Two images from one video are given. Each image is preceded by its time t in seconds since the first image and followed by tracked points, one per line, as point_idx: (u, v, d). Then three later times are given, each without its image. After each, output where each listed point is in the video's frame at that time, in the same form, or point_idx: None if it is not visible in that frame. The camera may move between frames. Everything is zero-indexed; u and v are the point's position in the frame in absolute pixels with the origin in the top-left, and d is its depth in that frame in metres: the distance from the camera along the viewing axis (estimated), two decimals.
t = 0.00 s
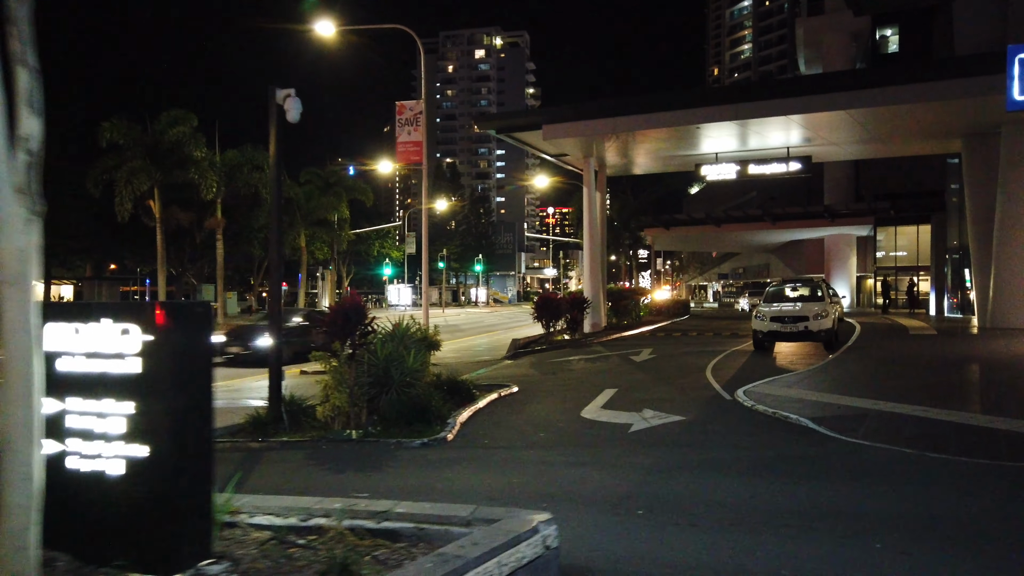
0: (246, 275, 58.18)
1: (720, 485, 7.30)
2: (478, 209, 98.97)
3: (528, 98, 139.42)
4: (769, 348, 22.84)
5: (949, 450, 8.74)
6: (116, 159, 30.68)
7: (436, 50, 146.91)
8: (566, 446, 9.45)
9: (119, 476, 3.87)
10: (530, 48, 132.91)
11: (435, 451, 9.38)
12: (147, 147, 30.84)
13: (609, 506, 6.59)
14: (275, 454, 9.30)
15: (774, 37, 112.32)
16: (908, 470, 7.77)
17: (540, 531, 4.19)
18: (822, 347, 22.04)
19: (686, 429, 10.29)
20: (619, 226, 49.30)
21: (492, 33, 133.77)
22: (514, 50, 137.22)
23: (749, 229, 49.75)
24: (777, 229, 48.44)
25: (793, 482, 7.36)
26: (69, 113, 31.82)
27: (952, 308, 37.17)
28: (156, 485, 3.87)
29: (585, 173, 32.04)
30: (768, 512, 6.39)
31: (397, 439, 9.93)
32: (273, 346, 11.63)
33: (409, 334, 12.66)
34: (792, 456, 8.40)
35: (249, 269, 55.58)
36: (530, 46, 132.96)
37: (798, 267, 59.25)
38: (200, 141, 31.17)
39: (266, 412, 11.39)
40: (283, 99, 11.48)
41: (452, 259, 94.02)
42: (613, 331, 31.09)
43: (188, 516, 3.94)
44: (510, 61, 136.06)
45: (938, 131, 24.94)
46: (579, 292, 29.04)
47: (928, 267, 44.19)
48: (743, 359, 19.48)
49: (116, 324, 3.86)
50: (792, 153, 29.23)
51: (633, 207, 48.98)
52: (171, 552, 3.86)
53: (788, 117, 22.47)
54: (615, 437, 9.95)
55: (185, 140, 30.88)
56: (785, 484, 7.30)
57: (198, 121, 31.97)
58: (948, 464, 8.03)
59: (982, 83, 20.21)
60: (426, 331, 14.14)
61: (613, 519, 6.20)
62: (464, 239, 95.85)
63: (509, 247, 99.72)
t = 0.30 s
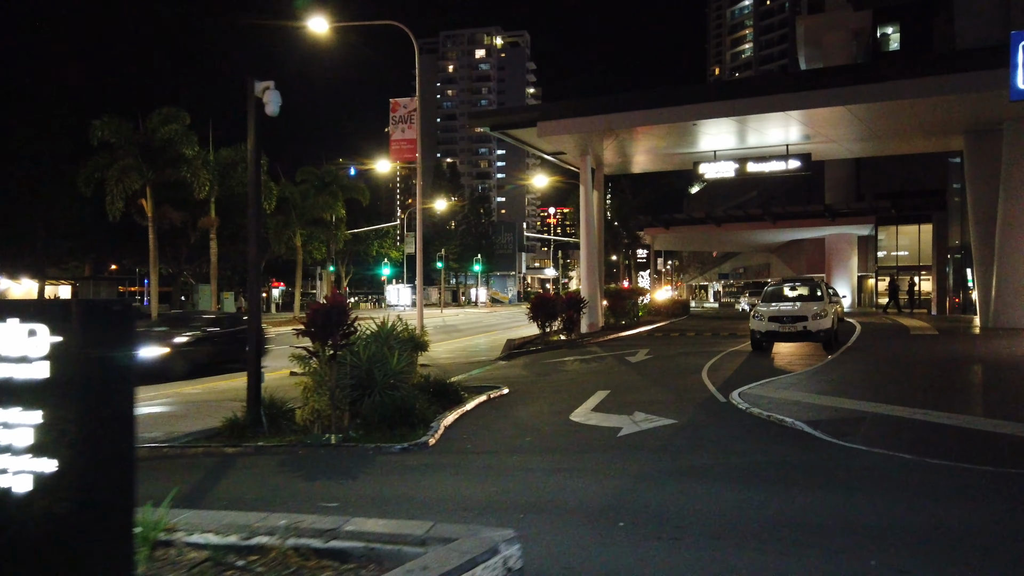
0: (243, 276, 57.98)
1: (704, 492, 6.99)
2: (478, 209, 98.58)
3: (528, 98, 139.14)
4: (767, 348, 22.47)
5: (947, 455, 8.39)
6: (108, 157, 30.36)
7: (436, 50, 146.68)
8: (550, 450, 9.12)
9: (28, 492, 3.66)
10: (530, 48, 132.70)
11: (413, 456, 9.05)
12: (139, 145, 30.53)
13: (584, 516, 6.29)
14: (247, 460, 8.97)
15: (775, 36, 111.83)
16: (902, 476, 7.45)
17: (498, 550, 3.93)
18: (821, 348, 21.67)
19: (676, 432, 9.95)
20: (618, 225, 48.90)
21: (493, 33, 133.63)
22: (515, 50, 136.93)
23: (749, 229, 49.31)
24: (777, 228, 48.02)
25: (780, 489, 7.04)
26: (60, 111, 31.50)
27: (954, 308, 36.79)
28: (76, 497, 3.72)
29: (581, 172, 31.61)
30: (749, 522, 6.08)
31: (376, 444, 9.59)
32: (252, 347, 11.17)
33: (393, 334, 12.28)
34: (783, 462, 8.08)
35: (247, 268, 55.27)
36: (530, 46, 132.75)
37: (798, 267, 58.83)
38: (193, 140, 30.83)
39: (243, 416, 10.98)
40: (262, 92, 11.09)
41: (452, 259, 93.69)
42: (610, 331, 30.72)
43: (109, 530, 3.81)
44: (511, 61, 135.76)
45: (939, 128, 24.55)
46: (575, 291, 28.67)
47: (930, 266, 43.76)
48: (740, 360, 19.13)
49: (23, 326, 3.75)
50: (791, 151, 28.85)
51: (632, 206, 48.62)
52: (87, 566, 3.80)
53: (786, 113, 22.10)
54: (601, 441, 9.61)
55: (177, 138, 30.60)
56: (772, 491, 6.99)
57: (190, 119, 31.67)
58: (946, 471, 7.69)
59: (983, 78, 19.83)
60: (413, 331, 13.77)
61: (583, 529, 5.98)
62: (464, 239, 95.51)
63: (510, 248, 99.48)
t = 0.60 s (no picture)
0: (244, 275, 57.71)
1: (688, 497, 6.74)
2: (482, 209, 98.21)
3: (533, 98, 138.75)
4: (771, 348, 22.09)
5: (954, 460, 8.00)
6: (106, 155, 30.11)
7: (441, 50, 146.45)
8: (541, 453, 8.74)
9: None
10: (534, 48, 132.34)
11: (398, 459, 8.69)
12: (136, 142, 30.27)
13: (558, 520, 6.08)
14: (227, 464, 8.63)
15: (781, 34, 111.06)
16: (898, 482, 7.13)
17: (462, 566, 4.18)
18: (825, 348, 21.26)
19: (674, 435, 9.54)
20: (621, 224, 48.48)
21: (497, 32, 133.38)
22: (520, 49, 136.60)
23: (754, 228, 48.80)
24: (783, 227, 47.52)
25: (767, 494, 6.79)
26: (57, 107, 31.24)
27: (962, 308, 36.36)
28: None
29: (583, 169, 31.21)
30: (726, 527, 5.86)
31: (360, 446, 9.24)
32: (236, 346, 10.88)
33: (383, 332, 11.94)
34: (777, 465, 7.79)
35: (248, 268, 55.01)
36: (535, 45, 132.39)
37: (804, 266, 58.31)
38: (191, 137, 30.48)
39: (228, 418, 10.65)
40: (246, 83, 10.75)
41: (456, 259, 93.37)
42: (611, 331, 30.33)
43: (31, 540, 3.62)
44: (515, 60, 135.48)
45: (947, 123, 24.08)
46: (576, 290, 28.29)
47: (937, 266, 43.22)
48: (742, 360, 18.80)
49: None
50: (796, 148, 28.41)
51: (636, 204, 48.18)
52: None
53: (790, 108, 21.71)
54: (593, 445, 9.23)
55: (174, 135, 30.34)
56: (757, 496, 6.74)
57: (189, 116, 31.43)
58: (953, 478, 7.29)
59: (992, 72, 19.38)
60: (405, 330, 13.42)
61: (559, 533, 5.75)
62: (468, 239, 95.16)
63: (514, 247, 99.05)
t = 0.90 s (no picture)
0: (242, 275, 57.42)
1: (672, 507, 6.43)
2: (483, 209, 97.94)
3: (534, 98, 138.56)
4: (771, 349, 21.74)
5: (958, 468, 7.63)
6: (99, 153, 29.78)
7: (443, 49, 146.23)
8: (529, 460, 8.38)
9: None
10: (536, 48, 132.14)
11: (378, 466, 8.33)
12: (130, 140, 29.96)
13: (532, 532, 5.79)
14: (199, 469, 8.28)
15: (783, 33, 110.55)
16: (897, 492, 6.79)
17: None
18: (826, 349, 20.91)
19: (667, 441, 9.18)
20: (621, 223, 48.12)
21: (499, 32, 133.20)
22: (521, 49, 136.43)
23: (755, 228, 48.41)
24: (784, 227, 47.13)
25: (757, 505, 6.47)
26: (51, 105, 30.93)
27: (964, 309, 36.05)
28: None
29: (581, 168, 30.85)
30: (708, 540, 5.56)
31: (341, 452, 8.89)
32: (216, 346, 10.53)
33: (369, 334, 11.60)
34: (770, 474, 7.45)
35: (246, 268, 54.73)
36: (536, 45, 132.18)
37: (805, 267, 57.96)
38: (185, 136, 30.49)
39: (207, 421, 10.29)
40: (227, 76, 10.39)
41: (456, 259, 93.11)
42: (609, 331, 29.98)
43: None
44: (517, 59, 135.19)
45: (950, 121, 23.69)
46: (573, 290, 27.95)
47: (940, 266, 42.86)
48: (741, 361, 18.46)
49: None
50: (796, 146, 28.04)
51: (635, 204, 47.82)
52: None
53: (789, 105, 21.37)
54: (583, 450, 8.88)
55: (169, 133, 30.12)
56: (745, 506, 6.42)
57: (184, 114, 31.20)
58: (957, 487, 6.94)
59: (995, 68, 19.02)
60: (393, 331, 13.08)
61: (533, 548, 5.46)
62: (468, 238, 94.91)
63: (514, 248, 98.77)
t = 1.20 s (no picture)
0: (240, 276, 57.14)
1: (655, 514, 6.15)
2: (483, 210, 97.80)
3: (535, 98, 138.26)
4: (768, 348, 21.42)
5: (957, 472, 7.33)
6: (91, 151, 29.48)
7: (443, 49, 145.98)
8: (512, 464, 8.07)
9: None
10: (536, 48, 131.93)
11: (355, 469, 8.03)
12: (122, 138, 29.67)
13: (505, 543, 5.51)
14: (168, 473, 7.98)
15: (785, 33, 109.89)
16: (892, 499, 6.50)
17: None
18: (823, 349, 20.61)
19: (656, 442, 8.87)
20: (619, 224, 47.75)
21: (500, 32, 133.13)
22: (521, 49, 136.14)
23: (755, 228, 48.02)
24: (785, 227, 46.79)
25: (744, 512, 6.19)
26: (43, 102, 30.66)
27: (965, 309, 35.71)
28: None
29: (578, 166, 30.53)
30: (690, 552, 5.28)
31: (316, 454, 8.60)
32: (193, 345, 10.20)
33: (352, 332, 11.32)
34: (761, 479, 7.15)
35: (243, 268, 54.45)
36: (537, 46, 131.99)
37: (805, 267, 57.59)
38: (179, 134, 30.25)
39: (182, 423, 9.99)
40: (204, 66, 10.09)
41: (456, 259, 92.81)
42: (605, 331, 29.66)
43: None
44: (517, 60, 134.94)
45: (950, 118, 23.38)
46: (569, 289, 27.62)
47: (941, 266, 42.53)
48: (737, 361, 18.16)
49: None
50: (795, 144, 27.71)
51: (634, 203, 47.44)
52: None
53: (788, 101, 21.02)
54: (568, 452, 8.58)
55: (163, 131, 29.91)
56: (732, 514, 6.14)
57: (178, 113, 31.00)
58: (959, 494, 6.61)
59: (998, 63, 18.69)
60: (378, 330, 12.81)
61: (509, 559, 5.16)
62: (467, 239, 94.58)
63: (514, 248, 98.57)
